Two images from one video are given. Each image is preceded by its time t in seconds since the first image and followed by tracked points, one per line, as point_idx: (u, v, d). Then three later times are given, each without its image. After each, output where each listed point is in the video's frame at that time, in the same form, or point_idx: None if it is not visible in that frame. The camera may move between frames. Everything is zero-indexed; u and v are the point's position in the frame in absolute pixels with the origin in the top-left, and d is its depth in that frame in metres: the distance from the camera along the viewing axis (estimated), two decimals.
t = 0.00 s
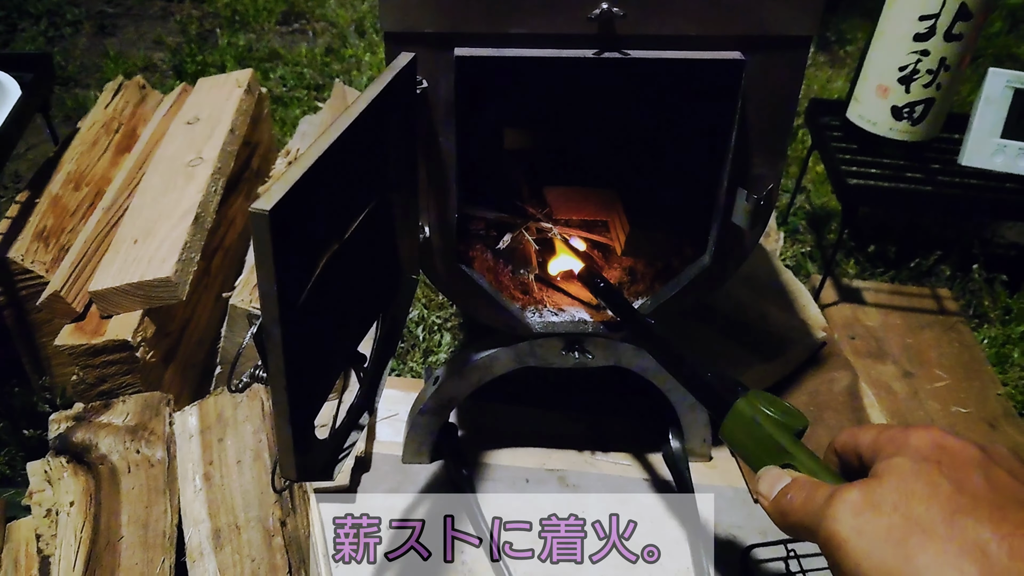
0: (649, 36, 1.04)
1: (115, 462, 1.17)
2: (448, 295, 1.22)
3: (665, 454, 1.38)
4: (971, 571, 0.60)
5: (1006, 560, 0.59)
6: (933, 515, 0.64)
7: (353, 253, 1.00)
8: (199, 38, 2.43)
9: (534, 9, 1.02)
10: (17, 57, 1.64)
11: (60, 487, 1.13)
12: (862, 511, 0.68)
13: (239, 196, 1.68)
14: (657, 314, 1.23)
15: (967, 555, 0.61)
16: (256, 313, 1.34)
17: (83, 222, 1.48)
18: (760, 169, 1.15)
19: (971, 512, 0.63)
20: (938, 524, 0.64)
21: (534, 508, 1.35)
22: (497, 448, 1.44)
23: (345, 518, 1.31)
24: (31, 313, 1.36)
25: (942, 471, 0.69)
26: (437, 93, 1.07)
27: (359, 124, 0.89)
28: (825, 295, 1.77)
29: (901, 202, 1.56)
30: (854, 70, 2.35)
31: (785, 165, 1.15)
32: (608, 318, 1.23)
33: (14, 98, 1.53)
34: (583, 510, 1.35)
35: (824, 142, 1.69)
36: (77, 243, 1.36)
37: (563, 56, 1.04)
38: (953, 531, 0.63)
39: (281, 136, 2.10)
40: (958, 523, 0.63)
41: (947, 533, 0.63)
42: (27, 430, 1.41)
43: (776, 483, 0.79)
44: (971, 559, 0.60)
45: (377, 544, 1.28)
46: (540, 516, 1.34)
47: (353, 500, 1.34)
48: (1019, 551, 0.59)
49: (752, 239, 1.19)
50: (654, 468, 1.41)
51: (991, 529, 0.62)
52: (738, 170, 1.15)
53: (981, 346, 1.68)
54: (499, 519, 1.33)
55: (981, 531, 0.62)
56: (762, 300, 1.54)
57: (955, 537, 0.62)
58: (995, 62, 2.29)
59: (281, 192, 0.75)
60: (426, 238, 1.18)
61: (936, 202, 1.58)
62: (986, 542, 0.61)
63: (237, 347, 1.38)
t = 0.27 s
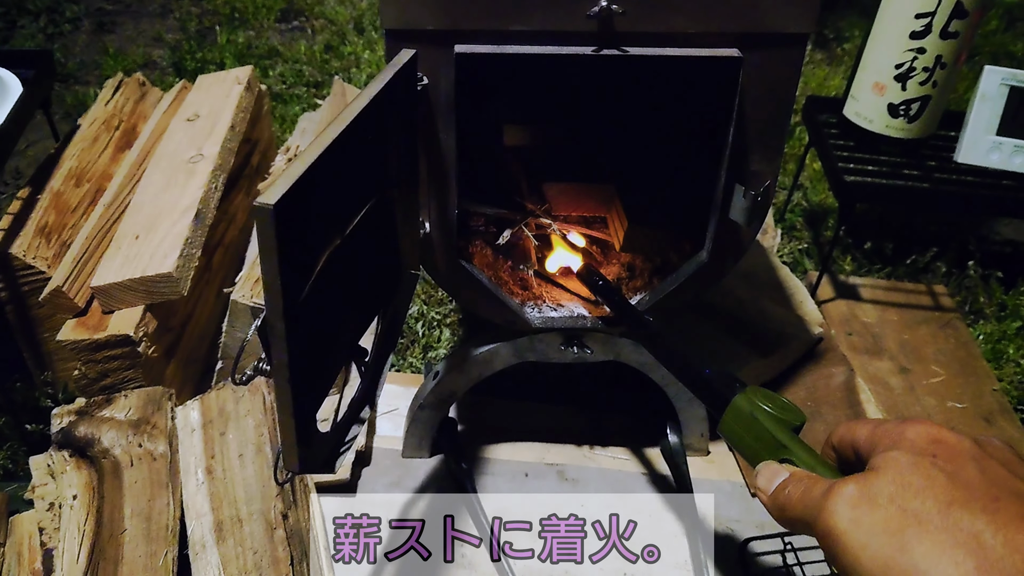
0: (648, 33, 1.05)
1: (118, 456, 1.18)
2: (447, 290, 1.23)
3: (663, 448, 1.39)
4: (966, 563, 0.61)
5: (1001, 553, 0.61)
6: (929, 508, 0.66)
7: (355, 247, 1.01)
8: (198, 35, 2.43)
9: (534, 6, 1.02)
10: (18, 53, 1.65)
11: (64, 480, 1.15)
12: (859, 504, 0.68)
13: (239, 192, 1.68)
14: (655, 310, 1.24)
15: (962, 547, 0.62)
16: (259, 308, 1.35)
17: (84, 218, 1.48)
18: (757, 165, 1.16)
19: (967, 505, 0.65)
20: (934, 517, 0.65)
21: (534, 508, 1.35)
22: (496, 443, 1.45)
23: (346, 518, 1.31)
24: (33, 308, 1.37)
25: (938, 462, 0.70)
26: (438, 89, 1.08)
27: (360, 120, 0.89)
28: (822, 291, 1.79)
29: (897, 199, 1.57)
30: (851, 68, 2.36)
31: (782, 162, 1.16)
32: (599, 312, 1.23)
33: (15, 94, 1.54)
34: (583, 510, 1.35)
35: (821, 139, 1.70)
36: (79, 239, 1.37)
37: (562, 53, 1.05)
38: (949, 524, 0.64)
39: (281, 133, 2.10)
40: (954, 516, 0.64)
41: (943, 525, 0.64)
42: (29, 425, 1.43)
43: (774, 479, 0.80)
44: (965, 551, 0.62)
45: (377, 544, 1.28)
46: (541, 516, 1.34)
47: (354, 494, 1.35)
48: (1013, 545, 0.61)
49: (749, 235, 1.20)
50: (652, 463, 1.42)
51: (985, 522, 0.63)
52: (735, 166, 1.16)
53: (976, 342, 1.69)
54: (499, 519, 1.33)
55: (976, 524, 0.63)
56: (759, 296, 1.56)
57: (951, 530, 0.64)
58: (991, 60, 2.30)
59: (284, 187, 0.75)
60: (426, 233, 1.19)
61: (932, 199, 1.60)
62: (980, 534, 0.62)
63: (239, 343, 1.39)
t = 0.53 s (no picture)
0: (647, 29, 1.05)
1: (118, 451, 1.18)
2: (446, 285, 1.24)
3: (661, 443, 1.40)
4: (966, 547, 0.62)
5: (1002, 537, 0.62)
6: (929, 494, 0.67)
7: (355, 242, 1.01)
8: (197, 33, 2.44)
9: (533, 1, 1.03)
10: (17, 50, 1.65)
11: (63, 475, 1.15)
12: (859, 490, 0.69)
13: (238, 188, 1.68)
14: (654, 305, 1.24)
15: (962, 531, 0.63)
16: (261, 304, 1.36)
17: (83, 214, 1.49)
18: (755, 161, 1.16)
19: (965, 491, 0.66)
20: (934, 502, 0.66)
21: (533, 503, 1.35)
22: (495, 439, 1.45)
23: (345, 518, 1.31)
24: (33, 304, 1.37)
25: (938, 449, 0.71)
26: (437, 85, 1.08)
27: (361, 114, 0.90)
28: (819, 288, 1.79)
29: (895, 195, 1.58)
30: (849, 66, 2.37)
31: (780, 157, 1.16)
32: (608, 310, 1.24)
33: (15, 90, 1.52)
34: (582, 505, 1.35)
35: (819, 136, 1.70)
36: (79, 234, 1.37)
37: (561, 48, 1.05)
38: (949, 508, 0.65)
39: (280, 130, 2.10)
40: (954, 502, 0.65)
41: (943, 510, 0.65)
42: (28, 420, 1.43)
43: (775, 466, 0.80)
44: (965, 535, 0.63)
45: (377, 544, 1.28)
46: (540, 516, 1.33)
47: (353, 491, 1.36)
48: (1012, 528, 0.62)
49: (748, 230, 1.20)
50: (651, 459, 1.43)
51: (984, 506, 0.65)
52: (734, 162, 1.16)
53: (974, 338, 1.69)
54: (498, 514, 1.33)
55: (975, 509, 0.65)
56: (758, 292, 1.56)
57: (950, 514, 0.65)
58: (989, 58, 2.31)
59: (286, 179, 0.76)
60: (426, 229, 1.18)
61: (930, 196, 1.60)
62: (979, 519, 0.64)
63: (239, 338, 1.40)
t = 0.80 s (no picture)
0: (644, 28, 1.06)
1: (118, 447, 1.19)
2: (445, 283, 1.24)
3: (659, 441, 1.40)
4: (964, 541, 0.62)
5: (998, 530, 0.62)
6: (926, 489, 0.67)
7: (354, 239, 1.01)
8: (197, 31, 2.44)
9: None
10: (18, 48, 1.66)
11: (64, 471, 1.16)
12: (858, 485, 0.70)
13: (238, 186, 1.69)
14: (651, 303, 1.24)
15: (959, 525, 0.63)
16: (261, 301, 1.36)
17: (83, 212, 1.49)
18: (753, 159, 1.17)
19: (963, 486, 0.66)
20: (931, 496, 0.66)
21: (532, 500, 1.36)
22: (494, 436, 1.46)
23: (345, 517, 1.32)
24: (33, 301, 1.38)
25: (937, 444, 0.72)
26: (436, 83, 1.09)
27: (361, 111, 0.90)
28: (817, 287, 1.80)
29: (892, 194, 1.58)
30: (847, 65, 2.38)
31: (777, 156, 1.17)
32: (607, 309, 1.23)
33: (16, 87, 1.52)
34: (580, 502, 1.36)
35: (817, 135, 1.71)
36: (79, 232, 1.38)
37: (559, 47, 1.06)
38: (947, 502, 0.65)
39: (279, 129, 2.11)
40: (951, 496, 0.65)
41: (940, 504, 0.65)
42: (29, 417, 1.43)
43: (772, 462, 0.81)
44: (961, 529, 0.63)
45: (376, 543, 1.29)
46: (539, 513, 1.34)
47: (352, 487, 1.36)
48: (1009, 522, 0.62)
49: (745, 228, 1.21)
50: (649, 456, 1.43)
51: (982, 502, 0.64)
52: (731, 160, 1.17)
53: (971, 337, 1.70)
54: (497, 510, 1.34)
55: (973, 504, 0.64)
56: (755, 291, 1.57)
57: (948, 509, 0.65)
58: (987, 58, 2.32)
59: (284, 177, 0.76)
60: (424, 227, 1.19)
61: (928, 195, 1.61)
62: (976, 513, 0.63)
63: (238, 336, 1.40)
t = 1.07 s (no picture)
0: (645, 28, 1.07)
1: (121, 446, 1.19)
2: (446, 283, 1.25)
3: (659, 441, 1.40)
4: (961, 545, 0.62)
5: (996, 534, 0.62)
6: (924, 492, 0.67)
7: (356, 239, 1.02)
8: (198, 32, 2.45)
9: None
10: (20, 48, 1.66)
11: (66, 470, 1.16)
12: (855, 489, 0.70)
13: (240, 186, 1.69)
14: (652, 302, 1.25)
15: (957, 529, 0.63)
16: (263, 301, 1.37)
17: (85, 211, 1.50)
18: (753, 159, 1.17)
19: (961, 490, 0.66)
20: (929, 500, 0.66)
21: (532, 499, 1.36)
22: (495, 436, 1.46)
23: (345, 516, 1.32)
24: (35, 301, 1.38)
25: (934, 447, 0.72)
26: (438, 83, 1.10)
27: (362, 112, 0.91)
28: (817, 287, 1.80)
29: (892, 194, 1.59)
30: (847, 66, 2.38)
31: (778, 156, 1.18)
32: (607, 310, 1.25)
33: (18, 88, 1.54)
34: (580, 501, 1.36)
35: (817, 135, 1.72)
36: (81, 231, 1.38)
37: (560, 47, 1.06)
38: (944, 506, 0.65)
39: (280, 129, 2.11)
40: (948, 501, 0.65)
41: (938, 508, 0.65)
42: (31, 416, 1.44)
43: (771, 465, 0.81)
44: (959, 533, 0.63)
45: (377, 542, 1.29)
46: (539, 512, 1.34)
47: (353, 487, 1.37)
48: (1007, 526, 0.62)
49: (745, 228, 1.21)
50: (649, 456, 1.43)
51: (978, 507, 0.64)
52: (731, 160, 1.17)
53: (970, 337, 1.70)
54: (497, 510, 1.34)
55: (970, 507, 0.64)
56: (756, 291, 1.57)
57: (945, 513, 0.65)
58: (986, 58, 2.32)
59: (288, 177, 0.77)
60: (426, 227, 1.19)
61: (927, 195, 1.61)
62: (973, 516, 0.64)
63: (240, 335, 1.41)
